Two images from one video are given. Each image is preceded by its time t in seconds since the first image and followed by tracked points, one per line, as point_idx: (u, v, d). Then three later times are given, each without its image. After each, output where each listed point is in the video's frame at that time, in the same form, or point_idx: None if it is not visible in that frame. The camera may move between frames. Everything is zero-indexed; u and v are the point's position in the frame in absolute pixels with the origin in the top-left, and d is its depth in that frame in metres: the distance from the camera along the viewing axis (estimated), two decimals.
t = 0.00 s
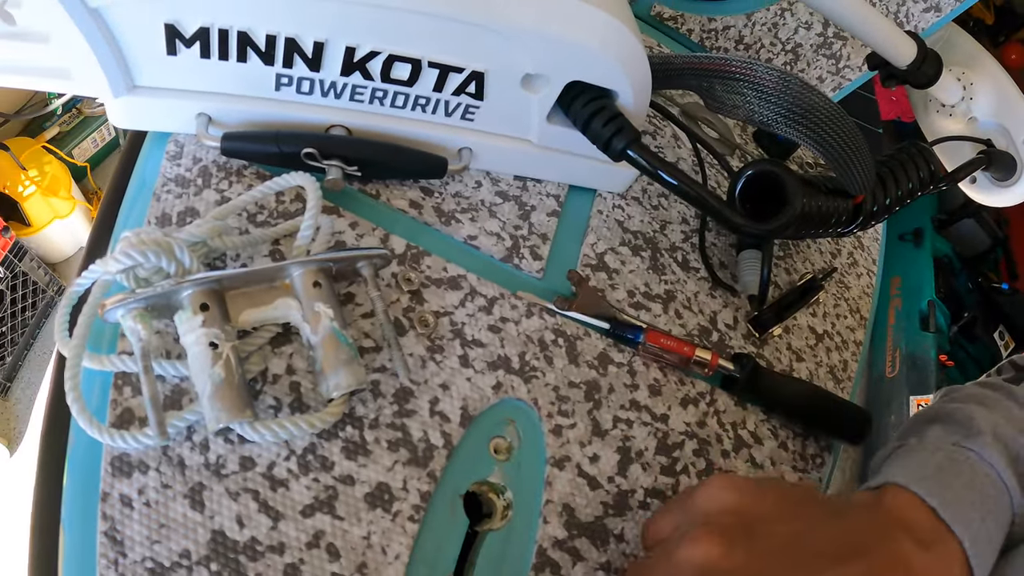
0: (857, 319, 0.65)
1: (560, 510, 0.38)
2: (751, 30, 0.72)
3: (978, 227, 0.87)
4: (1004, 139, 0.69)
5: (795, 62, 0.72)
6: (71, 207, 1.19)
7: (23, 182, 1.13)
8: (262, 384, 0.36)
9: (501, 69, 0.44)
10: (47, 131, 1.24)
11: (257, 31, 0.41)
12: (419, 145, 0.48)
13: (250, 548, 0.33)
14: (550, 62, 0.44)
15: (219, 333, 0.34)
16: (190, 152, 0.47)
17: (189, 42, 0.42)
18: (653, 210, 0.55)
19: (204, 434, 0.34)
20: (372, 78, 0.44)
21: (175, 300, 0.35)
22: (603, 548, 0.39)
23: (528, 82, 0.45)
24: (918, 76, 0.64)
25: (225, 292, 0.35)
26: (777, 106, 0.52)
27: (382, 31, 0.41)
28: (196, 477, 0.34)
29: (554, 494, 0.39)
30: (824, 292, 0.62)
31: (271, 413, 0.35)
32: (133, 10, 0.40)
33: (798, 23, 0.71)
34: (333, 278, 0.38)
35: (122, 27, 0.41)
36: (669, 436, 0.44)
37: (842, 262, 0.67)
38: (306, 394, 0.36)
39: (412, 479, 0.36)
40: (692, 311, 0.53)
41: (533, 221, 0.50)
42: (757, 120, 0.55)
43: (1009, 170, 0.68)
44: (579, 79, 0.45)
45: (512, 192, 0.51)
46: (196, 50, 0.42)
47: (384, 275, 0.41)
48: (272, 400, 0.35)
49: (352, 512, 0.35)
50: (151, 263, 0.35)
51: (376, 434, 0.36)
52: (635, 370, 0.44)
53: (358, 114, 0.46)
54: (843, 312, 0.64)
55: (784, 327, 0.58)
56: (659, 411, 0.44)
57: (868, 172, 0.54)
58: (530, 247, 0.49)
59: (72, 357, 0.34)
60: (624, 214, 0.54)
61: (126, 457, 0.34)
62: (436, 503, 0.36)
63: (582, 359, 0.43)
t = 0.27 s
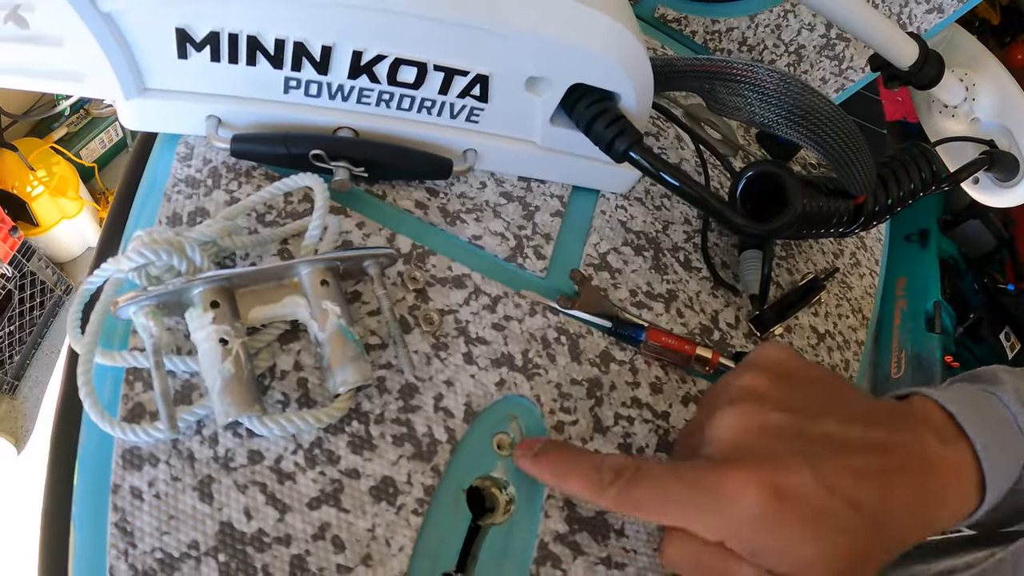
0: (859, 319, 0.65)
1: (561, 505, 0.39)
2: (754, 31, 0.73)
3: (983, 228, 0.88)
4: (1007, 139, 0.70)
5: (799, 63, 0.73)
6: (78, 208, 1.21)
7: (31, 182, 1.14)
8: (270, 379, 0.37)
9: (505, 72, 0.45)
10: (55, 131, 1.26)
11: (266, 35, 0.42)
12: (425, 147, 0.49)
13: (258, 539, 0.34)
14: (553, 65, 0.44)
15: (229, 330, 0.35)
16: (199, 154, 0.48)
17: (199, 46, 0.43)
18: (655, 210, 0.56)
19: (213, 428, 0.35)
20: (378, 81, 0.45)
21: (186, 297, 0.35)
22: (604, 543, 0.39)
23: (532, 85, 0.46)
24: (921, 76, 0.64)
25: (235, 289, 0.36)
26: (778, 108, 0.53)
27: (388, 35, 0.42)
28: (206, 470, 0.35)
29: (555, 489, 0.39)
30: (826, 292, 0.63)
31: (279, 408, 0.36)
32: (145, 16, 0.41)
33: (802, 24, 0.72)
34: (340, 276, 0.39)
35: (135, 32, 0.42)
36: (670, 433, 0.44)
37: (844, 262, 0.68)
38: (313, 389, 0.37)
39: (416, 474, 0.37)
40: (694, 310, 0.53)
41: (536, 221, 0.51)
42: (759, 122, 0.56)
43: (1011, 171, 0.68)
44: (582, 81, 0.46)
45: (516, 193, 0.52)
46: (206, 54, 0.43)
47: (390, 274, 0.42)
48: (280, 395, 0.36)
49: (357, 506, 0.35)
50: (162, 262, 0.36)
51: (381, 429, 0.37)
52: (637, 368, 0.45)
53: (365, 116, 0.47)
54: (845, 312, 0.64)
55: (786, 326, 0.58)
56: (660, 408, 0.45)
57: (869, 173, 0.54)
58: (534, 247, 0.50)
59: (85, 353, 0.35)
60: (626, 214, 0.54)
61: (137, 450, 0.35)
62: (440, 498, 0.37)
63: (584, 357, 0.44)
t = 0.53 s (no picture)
0: (864, 321, 0.65)
1: (561, 506, 0.39)
2: (758, 33, 0.72)
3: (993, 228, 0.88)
4: (1012, 139, 0.70)
5: (803, 64, 0.73)
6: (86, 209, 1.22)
7: (40, 185, 1.16)
8: (273, 380, 0.37)
9: (506, 75, 0.45)
10: (63, 134, 1.27)
11: (268, 40, 0.43)
12: (428, 150, 0.49)
13: (259, 538, 0.34)
14: (553, 68, 0.45)
15: (232, 331, 0.35)
16: (204, 157, 0.48)
17: (203, 51, 0.43)
18: (658, 212, 0.56)
19: (216, 428, 0.36)
20: (380, 85, 0.45)
21: (189, 298, 0.36)
22: (604, 544, 0.39)
23: (533, 88, 0.46)
24: (925, 77, 0.64)
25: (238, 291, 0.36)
26: (781, 110, 0.53)
27: (389, 39, 0.42)
28: (208, 469, 0.35)
29: (555, 490, 0.39)
30: (830, 294, 0.63)
31: (281, 408, 0.36)
32: (148, 23, 0.41)
33: (806, 25, 0.72)
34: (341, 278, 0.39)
35: (140, 38, 0.42)
36: (671, 435, 0.44)
37: (848, 264, 0.68)
38: (315, 390, 0.37)
39: (417, 474, 0.37)
40: (696, 312, 0.53)
41: (538, 224, 0.51)
42: (762, 123, 0.56)
43: (1017, 172, 0.68)
44: (583, 84, 0.46)
45: (518, 195, 0.52)
46: (210, 58, 0.44)
47: (392, 276, 0.42)
48: (282, 396, 0.37)
49: (357, 505, 0.36)
50: (167, 263, 0.36)
51: (381, 429, 0.37)
52: (638, 370, 0.45)
53: (367, 120, 0.48)
54: (849, 314, 0.64)
55: (789, 328, 0.58)
56: (661, 410, 0.45)
57: (873, 174, 0.54)
58: (536, 248, 0.50)
59: (90, 354, 0.35)
60: (628, 217, 0.54)
61: (141, 449, 0.35)
62: (440, 498, 0.37)
63: (585, 359, 0.44)
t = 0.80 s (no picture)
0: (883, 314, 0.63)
1: (569, 501, 0.37)
2: (771, 22, 0.71)
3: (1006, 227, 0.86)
4: None
5: (816, 53, 0.71)
6: (96, 210, 1.22)
7: (50, 186, 1.15)
8: (269, 368, 0.36)
9: (512, 56, 0.43)
10: (74, 135, 1.27)
11: (268, 22, 0.41)
12: (433, 135, 0.48)
13: (251, 531, 0.33)
14: (561, 48, 0.43)
15: (226, 315, 0.34)
16: (204, 144, 0.47)
17: (202, 34, 0.42)
18: (670, 200, 0.54)
19: (209, 416, 0.34)
20: (383, 68, 0.44)
21: (183, 282, 0.35)
22: (615, 542, 0.37)
23: (541, 70, 0.45)
24: (942, 64, 0.61)
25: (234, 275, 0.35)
26: (796, 92, 0.51)
27: (391, 18, 0.41)
28: (200, 459, 0.34)
29: (564, 485, 0.37)
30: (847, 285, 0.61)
31: (276, 397, 0.35)
32: (145, 6, 0.40)
33: (819, 13, 0.70)
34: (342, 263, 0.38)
35: (138, 21, 0.41)
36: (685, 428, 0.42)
37: (865, 255, 0.66)
38: (313, 377, 0.36)
39: (418, 466, 0.35)
40: (710, 302, 0.52)
41: (547, 211, 0.50)
42: (776, 106, 0.54)
43: None
44: (592, 65, 0.45)
45: (526, 182, 0.50)
46: (209, 41, 0.42)
47: (394, 262, 0.41)
48: (278, 384, 0.35)
49: (355, 498, 0.34)
50: (161, 247, 0.35)
51: (382, 419, 0.36)
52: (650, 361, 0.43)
53: (371, 104, 0.46)
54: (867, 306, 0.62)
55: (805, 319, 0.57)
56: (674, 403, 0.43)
57: (891, 160, 0.53)
58: (544, 236, 0.48)
59: (83, 340, 0.34)
60: (640, 204, 0.53)
61: (132, 438, 0.34)
62: (443, 491, 0.36)
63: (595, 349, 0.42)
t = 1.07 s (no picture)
0: (889, 308, 0.63)
1: (569, 487, 0.38)
2: (775, 20, 0.71)
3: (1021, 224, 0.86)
4: None
5: (821, 50, 0.71)
6: (113, 213, 1.25)
7: (67, 190, 1.19)
8: (279, 356, 0.37)
9: (513, 56, 0.44)
10: (91, 140, 1.30)
11: (277, 26, 0.43)
12: (438, 134, 0.49)
13: (259, 510, 0.34)
14: (561, 47, 0.44)
15: (237, 304, 0.35)
16: (217, 144, 0.49)
17: (214, 38, 0.43)
18: (673, 196, 0.55)
19: (221, 401, 0.36)
20: (388, 69, 0.45)
21: (197, 274, 0.36)
22: (614, 527, 0.38)
23: (542, 68, 0.46)
24: (943, 60, 0.62)
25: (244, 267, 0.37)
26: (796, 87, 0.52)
27: (395, 21, 0.42)
28: (212, 441, 0.35)
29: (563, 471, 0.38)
30: (852, 279, 0.61)
31: (285, 383, 0.36)
32: (160, 12, 0.42)
33: (823, 10, 0.70)
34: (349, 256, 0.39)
35: (153, 27, 0.43)
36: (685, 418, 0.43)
37: (872, 251, 0.66)
38: (320, 364, 0.37)
39: (421, 451, 0.37)
40: (712, 295, 0.52)
41: (550, 206, 0.51)
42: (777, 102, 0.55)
43: None
44: (591, 63, 0.45)
45: (529, 178, 0.52)
46: (221, 45, 0.44)
47: (400, 256, 0.42)
48: (287, 370, 0.37)
49: (359, 480, 0.35)
50: (176, 239, 0.36)
51: (386, 405, 0.37)
52: (651, 352, 0.44)
53: (377, 104, 0.47)
54: (873, 301, 0.62)
55: (808, 313, 0.57)
56: (675, 393, 0.44)
57: (893, 154, 0.53)
58: (547, 231, 0.50)
59: (100, 329, 0.35)
60: (643, 200, 0.54)
61: (147, 421, 0.35)
62: (443, 476, 0.37)
63: (596, 340, 0.43)
